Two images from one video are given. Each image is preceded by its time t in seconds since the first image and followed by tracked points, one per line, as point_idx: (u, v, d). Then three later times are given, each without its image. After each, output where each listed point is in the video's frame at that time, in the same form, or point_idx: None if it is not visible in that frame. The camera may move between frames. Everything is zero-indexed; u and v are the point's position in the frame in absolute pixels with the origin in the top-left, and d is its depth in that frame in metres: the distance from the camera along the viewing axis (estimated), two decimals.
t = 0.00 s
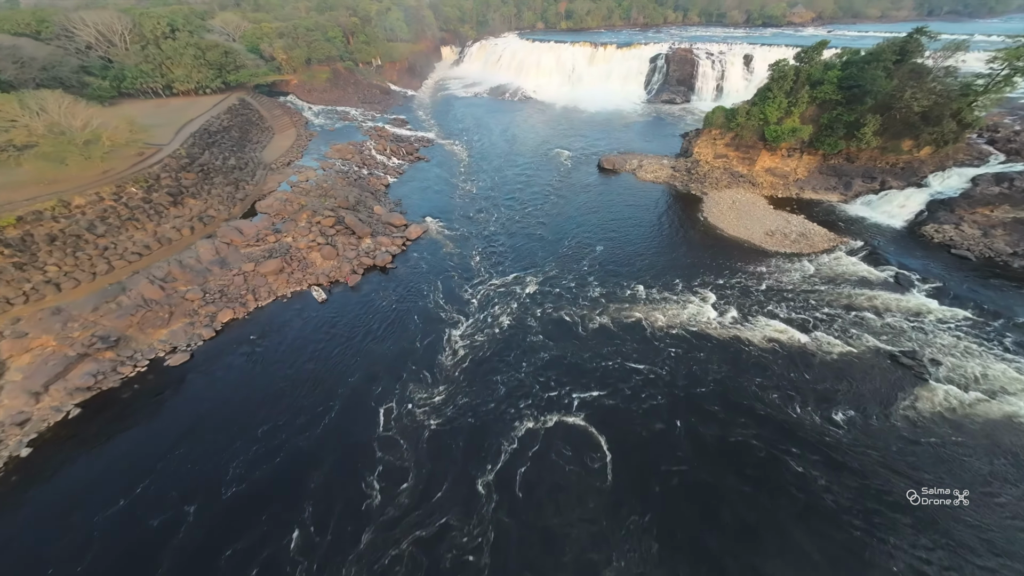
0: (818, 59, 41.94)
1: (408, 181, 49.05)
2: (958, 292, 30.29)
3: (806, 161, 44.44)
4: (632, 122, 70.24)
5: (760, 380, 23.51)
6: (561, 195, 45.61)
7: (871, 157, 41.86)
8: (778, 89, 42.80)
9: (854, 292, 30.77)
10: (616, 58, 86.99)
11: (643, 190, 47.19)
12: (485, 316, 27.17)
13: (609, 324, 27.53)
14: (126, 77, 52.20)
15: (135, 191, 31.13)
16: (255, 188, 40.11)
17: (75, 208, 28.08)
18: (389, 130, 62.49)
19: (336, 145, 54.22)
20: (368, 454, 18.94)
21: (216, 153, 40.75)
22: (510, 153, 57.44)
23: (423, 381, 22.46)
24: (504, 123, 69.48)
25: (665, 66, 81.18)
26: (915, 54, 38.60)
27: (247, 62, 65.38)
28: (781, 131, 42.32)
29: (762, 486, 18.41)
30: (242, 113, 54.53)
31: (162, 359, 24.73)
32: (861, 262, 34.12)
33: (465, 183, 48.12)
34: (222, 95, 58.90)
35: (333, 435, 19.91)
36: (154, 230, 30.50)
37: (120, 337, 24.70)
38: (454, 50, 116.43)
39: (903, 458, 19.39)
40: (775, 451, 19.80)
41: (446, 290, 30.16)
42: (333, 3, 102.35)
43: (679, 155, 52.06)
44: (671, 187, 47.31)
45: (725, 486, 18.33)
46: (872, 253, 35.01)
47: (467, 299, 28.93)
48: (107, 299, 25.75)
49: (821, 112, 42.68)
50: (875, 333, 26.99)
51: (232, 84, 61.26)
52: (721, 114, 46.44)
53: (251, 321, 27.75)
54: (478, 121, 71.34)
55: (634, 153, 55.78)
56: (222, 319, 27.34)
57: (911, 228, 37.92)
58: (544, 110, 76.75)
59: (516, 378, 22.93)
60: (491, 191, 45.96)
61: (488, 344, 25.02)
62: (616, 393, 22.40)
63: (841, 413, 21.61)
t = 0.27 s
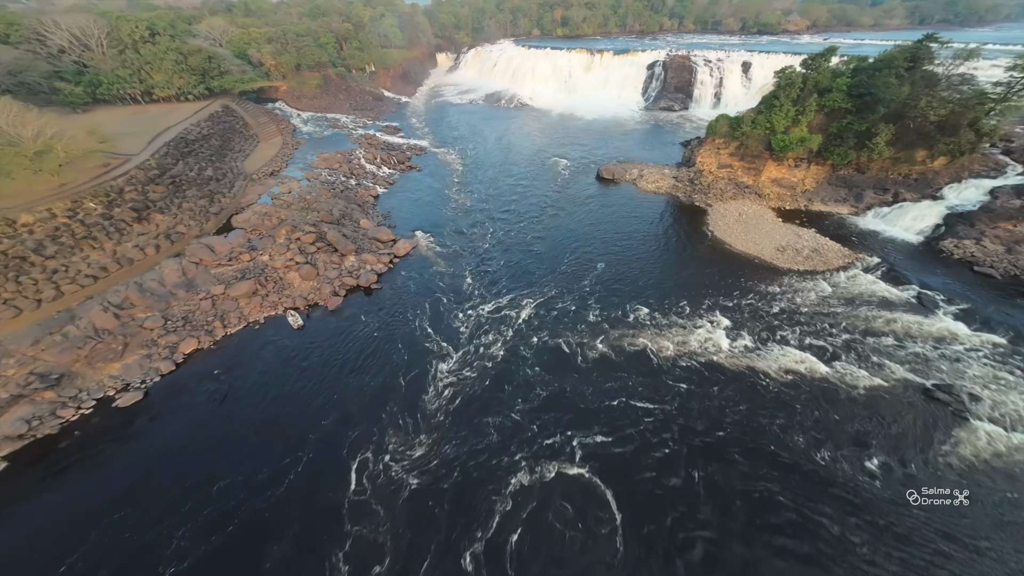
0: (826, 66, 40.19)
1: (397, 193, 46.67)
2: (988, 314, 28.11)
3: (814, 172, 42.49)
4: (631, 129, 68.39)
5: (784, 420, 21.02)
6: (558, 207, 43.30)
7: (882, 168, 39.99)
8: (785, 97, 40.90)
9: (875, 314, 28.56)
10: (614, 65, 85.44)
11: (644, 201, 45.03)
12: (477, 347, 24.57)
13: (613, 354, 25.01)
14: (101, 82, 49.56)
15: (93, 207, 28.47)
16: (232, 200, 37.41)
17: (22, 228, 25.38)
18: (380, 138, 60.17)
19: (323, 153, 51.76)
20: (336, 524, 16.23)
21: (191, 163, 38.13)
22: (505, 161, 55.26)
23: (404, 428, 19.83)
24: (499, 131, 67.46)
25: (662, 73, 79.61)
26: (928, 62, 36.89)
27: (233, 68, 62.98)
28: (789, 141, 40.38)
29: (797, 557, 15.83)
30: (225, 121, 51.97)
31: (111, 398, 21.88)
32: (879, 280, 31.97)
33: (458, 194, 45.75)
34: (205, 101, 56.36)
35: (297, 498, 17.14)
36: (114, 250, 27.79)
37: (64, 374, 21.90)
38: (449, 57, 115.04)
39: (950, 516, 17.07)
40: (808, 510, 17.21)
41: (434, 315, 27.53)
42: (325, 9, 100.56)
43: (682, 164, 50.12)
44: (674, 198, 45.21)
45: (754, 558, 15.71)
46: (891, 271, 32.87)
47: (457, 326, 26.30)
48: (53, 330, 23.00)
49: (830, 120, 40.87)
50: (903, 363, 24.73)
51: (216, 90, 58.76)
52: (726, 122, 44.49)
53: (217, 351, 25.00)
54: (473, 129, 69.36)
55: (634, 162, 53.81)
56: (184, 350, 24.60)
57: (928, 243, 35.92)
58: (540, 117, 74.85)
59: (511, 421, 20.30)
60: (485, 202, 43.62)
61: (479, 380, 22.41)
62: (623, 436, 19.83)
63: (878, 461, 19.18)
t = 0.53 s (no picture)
0: (835, 74, 38.39)
1: (386, 205, 44.17)
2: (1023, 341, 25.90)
3: (824, 183, 40.49)
4: (630, 137, 66.51)
5: (815, 472, 18.56)
6: (556, 220, 40.95)
7: (896, 180, 38.06)
8: (793, 105, 38.96)
9: (901, 341, 26.29)
10: (610, 73, 84.03)
11: (647, 214, 42.77)
12: (466, 384, 22.00)
13: (619, 391, 22.44)
14: (73, 89, 46.85)
15: (42, 226, 25.75)
16: (205, 215, 34.73)
17: None
18: (370, 147, 57.78)
19: (309, 163, 49.20)
20: None
21: (161, 176, 35.49)
22: (500, 171, 53.00)
23: (380, 490, 17.21)
24: (495, 139, 65.44)
25: (660, 81, 78.13)
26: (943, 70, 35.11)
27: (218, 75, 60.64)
28: (798, 152, 38.38)
29: None
30: (206, 129, 49.41)
31: (43, 449, 18.94)
32: (902, 301, 29.71)
33: (450, 206, 43.35)
34: (186, 109, 53.77)
35: None
36: (64, 275, 25.06)
37: None
38: (444, 64, 113.60)
39: None
40: None
41: (420, 346, 24.93)
42: (318, 15, 98.89)
43: (684, 174, 48.06)
44: (677, 210, 42.99)
45: None
46: (914, 290, 30.62)
47: (445, 358, 23.71)
48: None
49: (840, 130, 39.00)
50: (939, 399, 22.38)
51: (198, 97, 56.20)
52: (730, 132, 42.46)
53: (173, 391, 22.18)
54: (467, 137, 67.33)
55: (635, 172, 51.75)
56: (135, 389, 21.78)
57: (950, 259, 33.74)
58: (537, 126, 72.97)
59: (504, 478, 17.70)
60: (478, 215, 41.16)
61: (468, 426, 19.80)
62: (634, 496, 17.22)
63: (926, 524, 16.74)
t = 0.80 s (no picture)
0: (848, 82, 36.37)
1: (373, 219, 41.47)
2: None
3: (837, 196, 38.24)
4: (629, 146, 64.44)
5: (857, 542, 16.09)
6: (555, 235, 38.40)
7: (914, 192, 35.93)
8: (805, 114, 36.72)
9: (937, 374, 23.78)
10: (608, 80, 82.42)
11: (650, 227, 40.35)
12: (453, 435, 19.47)
13: (626, 440, 19.92)
14: (43, 97, 44.12)
15: None
16: (174, 233, 32.00)
17: None
18: (359, 156, 55.29)
19: (293, 173, 46.54)
20: None
21: (127, 191, 32.78)
22: (496, 183, 50.60)
23: None
24: (490, 148, 63.18)
25: (659, 88, 76.49)
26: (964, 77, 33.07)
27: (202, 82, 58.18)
28: (811, 163, 36.16)
29: None
30: (184, 138, 46.75)
31: None
32: (932, 326, 27.26)
33: (442, 221, 40.74)
34: (165, 117, 51.07)
35: None
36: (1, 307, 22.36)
37: None
38: (440, 71, 112.05)
39: None
40: None
41: (403, 386, 22.37)
42: (311, 22, 97.08)
43: (688, 185, 45.79)
44: (682, 224, 40.60)
45: None
46: (943, 313, 28.20)
47: (430, 402, 21.16)
48: None
49: (853, 141, 36.94)
50: (987, 446, 19.86)
51: (179, 105, 53.57)
52: (738, 141, 40.15)
53: (118, 443, 19.53)
54: (462, 146, 65.06)
55: (636, 183, 49.52)
56: (73, 441, 19.06)
57: (977, 277, 31.36)
58: (534, 134, 70.91)
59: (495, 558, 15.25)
60: (472, 230, 38.58)
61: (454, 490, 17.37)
62: None
63: None
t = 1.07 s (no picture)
0: (863, 91, 34.36)
1: (358, 235, 38.50)
2: None
3: (853, 210, 35.90)
4: (628, 155, 62.19)
5: None
6: (554, 253, 35.63)
7: (936, 206, 33.60)
8: (819, 124, 34.50)
9: (987, 415, 21.10)
10: (605, 88, 80.73)
11: (654, 244, 37.75)
12: (438, 506, 16.59)
13: (640, 507, 17.07)
14: (4, 105, 40.90)
15: None
16: (133, 255, 29.28)
17: None
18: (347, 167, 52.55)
19: (274, 186, 43.59)
20: None
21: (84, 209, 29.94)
22: (490, 195, 47.97)
23: None
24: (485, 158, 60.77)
25: (658, 96, 74.69)
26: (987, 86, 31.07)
27: (182, 91, 55.37)
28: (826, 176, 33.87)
29: None
30: (158, 149, 43.66)
31: None
32: (972, 357, 24.66)
33: (432, 237, 37.90)
34: (139, 127, 48.16)
35: None
36: None
37: None
38: (435, 79, 110.55)
39: None
40: None
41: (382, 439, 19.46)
42: (302, 29, 94.91)
43: (693, 198, 43.37)
44: (689, 240, 38.03)
45: None
46: (981, 341, 25.65)
47: (413, 461, 18.28)
48: None
49: (869, 152, 34.83)
50: None
51: (155, 114, 50.65)
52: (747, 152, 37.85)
53: (37, 518, 16.40)
54: (456, 155, 62.62)
55: (638, 195, 47.07)
56: None
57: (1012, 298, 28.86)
58: (530, 143, 68.67)
59: None
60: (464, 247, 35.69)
61: None
62: None
63: None
